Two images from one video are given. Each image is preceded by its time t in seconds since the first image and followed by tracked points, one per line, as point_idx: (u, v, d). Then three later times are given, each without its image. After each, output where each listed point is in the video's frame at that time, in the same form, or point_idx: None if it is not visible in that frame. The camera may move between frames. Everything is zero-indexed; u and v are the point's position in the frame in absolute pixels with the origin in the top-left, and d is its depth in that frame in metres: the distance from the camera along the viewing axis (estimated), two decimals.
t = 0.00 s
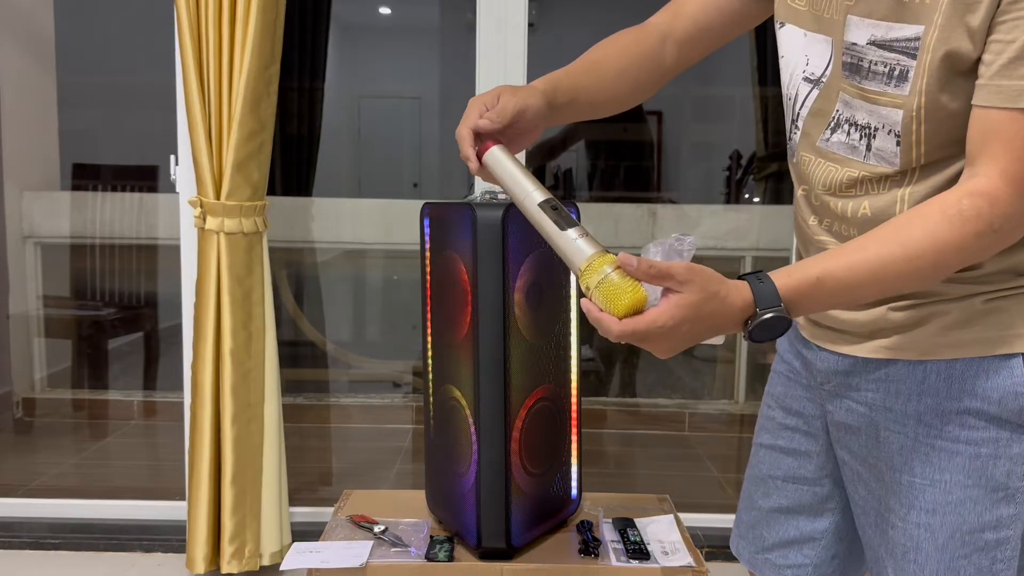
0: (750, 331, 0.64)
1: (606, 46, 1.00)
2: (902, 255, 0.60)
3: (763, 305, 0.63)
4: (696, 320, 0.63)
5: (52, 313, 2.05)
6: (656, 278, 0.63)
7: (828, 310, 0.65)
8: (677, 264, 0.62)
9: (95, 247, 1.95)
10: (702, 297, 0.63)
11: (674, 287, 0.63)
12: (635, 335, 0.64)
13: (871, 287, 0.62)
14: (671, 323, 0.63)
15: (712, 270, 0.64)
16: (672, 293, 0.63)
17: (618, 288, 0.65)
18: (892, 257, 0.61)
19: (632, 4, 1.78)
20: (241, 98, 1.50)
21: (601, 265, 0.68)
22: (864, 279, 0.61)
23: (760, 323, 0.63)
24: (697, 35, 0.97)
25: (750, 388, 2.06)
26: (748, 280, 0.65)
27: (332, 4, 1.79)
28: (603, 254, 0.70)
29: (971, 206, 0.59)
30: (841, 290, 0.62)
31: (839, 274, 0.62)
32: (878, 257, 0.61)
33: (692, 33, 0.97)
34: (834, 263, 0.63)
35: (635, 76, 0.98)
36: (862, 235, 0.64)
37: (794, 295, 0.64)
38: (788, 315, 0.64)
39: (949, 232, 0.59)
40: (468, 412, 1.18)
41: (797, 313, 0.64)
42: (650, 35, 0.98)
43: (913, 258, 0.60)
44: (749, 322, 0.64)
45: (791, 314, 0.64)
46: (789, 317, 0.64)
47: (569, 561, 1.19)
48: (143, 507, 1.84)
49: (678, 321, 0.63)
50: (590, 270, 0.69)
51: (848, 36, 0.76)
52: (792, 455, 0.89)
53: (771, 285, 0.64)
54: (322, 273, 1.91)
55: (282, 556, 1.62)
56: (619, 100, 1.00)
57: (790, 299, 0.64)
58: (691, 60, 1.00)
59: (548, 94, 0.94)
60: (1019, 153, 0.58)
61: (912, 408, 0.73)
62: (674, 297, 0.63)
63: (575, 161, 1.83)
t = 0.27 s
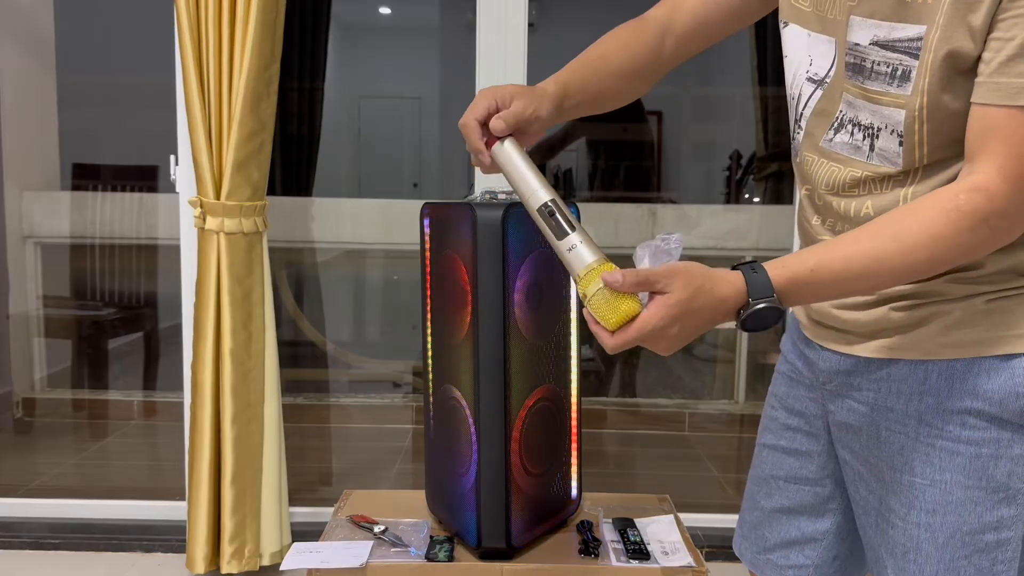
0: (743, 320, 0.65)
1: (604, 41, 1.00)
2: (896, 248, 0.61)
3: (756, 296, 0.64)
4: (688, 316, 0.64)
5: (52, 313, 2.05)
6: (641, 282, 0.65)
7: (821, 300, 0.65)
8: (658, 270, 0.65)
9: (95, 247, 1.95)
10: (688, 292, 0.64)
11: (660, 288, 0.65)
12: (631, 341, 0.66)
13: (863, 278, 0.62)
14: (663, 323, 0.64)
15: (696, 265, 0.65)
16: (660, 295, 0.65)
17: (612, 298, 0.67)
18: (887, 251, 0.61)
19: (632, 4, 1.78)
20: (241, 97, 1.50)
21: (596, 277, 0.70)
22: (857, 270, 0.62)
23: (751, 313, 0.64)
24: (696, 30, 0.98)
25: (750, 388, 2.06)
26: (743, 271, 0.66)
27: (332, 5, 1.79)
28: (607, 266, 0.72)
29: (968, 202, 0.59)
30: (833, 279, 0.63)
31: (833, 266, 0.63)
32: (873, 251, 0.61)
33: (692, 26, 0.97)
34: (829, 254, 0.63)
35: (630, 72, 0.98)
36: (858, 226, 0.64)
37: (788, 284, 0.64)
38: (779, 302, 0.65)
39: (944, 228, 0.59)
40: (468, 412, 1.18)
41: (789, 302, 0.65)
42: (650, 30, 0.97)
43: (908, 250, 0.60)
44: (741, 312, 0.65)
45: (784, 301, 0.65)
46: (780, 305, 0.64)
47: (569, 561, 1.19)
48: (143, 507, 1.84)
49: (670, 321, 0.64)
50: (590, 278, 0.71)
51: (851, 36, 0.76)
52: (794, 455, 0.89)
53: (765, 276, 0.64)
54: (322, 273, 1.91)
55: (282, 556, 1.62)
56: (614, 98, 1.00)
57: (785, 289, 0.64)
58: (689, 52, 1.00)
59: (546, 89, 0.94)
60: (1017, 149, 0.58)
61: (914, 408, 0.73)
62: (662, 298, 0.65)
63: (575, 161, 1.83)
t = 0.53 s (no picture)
0: (753, 322, 0.64)
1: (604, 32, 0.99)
2: (905, 249, 0.60)
3: (765, 298, 0.63)
4: (702, 322, 0.65)
5: (52, 313, 2.05)
6: (655, 289, 0.65)
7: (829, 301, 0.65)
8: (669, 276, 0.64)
9: (95, 247, 1.95)
10: (702, 298, 0.64)
11: (673, 295, 0.65)
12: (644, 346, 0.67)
13: (870, 279, 0.62)
14: (677, 330, 0.65)
15: (706, 269, 0.65)
16: (673, 301, 0.65)
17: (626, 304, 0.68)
18: (894, 251, 0.61)
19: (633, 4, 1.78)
20: (241, 97, 1.50)
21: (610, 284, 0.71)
22: (864, 270, 0.61)
23: (759, 316, 0.63)
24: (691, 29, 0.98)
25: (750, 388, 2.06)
26: (752, 272, 0.65)
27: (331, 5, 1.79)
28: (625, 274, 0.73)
29: (975, 202, 0.59)
30: (841, 281, 0.62)
31: (841, 266, 0.62)
32: (879, 251, 0.61)
33: (691, 22, 0.97)
34: (837, 254, 0.63)
35: (629, 58, 0.97)
36: (865, 228, 0.64)
37: (797, 282, 0.64)
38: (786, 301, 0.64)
39: (949, 228, 0.59)
40: (468, 412, 1.18)
41: (797, 303, 0.65)
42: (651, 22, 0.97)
43: (916, 252, 0.60)
44: (751, 314, 0.65)
45: (793, 303, 0.64)
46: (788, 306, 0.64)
47: (569, 561, 1.19)
48: (143, 507, 1.84)
49: (683, 328, 0.65)
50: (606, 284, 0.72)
51: (854, 36, 0.76)
52: (795, 455, 0.89)
53: (774, 278, 0.64)
54: (322, 273, 1.91)
55: (282, 556, 1.62)
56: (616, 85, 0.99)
57: (793, 292, 0.64)
58: (687, 48, 1.00)
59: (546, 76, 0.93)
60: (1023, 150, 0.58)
61: (914, 408, 0.73)
62: (675, 305, 0.65)
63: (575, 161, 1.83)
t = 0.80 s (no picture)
0: (754, 320, 0.64)
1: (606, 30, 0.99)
2: (906, 247, 0.60)
3: (767, 297, 0.63)
4: (702, 318, 0.65)
5: (52, 313, 2.05)
6: (655, 285, 0.65)
7: (832, 300, 0.65)
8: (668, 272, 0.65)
9: (95, 247, 1.95)
10: (702, 295, 0.64)
11: (673, 292, 0.65)
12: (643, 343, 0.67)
13: (873, 277, 0.62)
14: (676, 327, 0.65)
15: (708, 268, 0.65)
16: (673, 298, 0.65)
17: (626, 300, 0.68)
18: (896, 249, 0.61)
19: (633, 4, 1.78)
20: (241, 97, 1.50)
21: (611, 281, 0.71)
22: (867, 268, 0.61)
23: (762, 314, 0.63)
24: (691, 29, 0.98)
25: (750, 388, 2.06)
26: (753, 272, 0.65)
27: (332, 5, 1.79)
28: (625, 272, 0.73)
29: (977, 198, 0.59)
30: (844, 279, 0.62)
31: (842, 264, 0.62)
32: (882, 249, 0.61)
33: (691, 21, 0.97)
34: (840, 253, 0.63)
35: (634, 58, 0.97)
36: (868, 226, 0.64)
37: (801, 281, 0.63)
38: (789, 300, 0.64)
39: (951, 225, 0.59)
40: (468, 412, 1.18)
41: (800, 302, 0.65)
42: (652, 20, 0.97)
43: (918, 250, 0.60)
44: (751, 312, 0.65)
45: (794, 302, 0.64)
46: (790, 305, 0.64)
47: (569, 561, 1.19)
48: (143, 507, 1.84)
49: (683, 325, 0.65)
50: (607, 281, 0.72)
51: (858, 36, 0.76)
52: (796, 455, 0.89)
53: (776, 277, 0.64)
54: (322, 273, 1.91)
55: (282, 556, 1.62)
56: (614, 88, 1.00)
57: (795, 291, 0.64)
58: (687, 47, 1.00)
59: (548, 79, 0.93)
60: None
61: (917, 407, 0.73)
62: (675, 302, 0.65)
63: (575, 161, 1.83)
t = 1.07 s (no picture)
0: (753, 323, 0.64)
1: (614, 34, 0.99)
2: (904, 249, 0.60)
3: (766, 300, 0.63)
4: (701, 321, 0.64)
5: (52, 313, 2.05)
6: (655, 289, 0.64)
7: (829, 302, 0.64)
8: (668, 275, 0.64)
9: (95, 247, 1.95)
10: (702, 299, 0.64)
11: (672, 296, 0.64)
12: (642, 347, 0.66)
13: (870, 278, 0.62)
14: (676, 331, 0.65)
15: (706, 271, 0.65)
16: (673, 301, 0.65)
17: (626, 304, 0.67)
18: (893, 251, 0.61)
19: (633, 4, 1.78)
20: (241, 97, 1.50)
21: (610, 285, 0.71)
22: (865, 270, 0.61)
23: (761, 317, 0.63)
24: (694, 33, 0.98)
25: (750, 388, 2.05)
26: (751, 275, 0.65)
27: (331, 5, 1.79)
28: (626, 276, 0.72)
29: (974, 200, 0.59)
30: (842, 282, 0.62)
31: (841, 267, 0.62)
32: (880, 251, 0.61)
33: (695, 24, 0.97)
34: (837, 254, 0.63)
35: (639, 61, 0.97)
36: (866, 229, 0.64)
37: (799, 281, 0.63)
38: (786, 301, 0.64)
39: (949, 226, 0.59)
40: (468, 411, 1.18)
41: (797, 304, 0.65)
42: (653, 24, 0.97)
43: (916, 251, 0.60)
44: (750, 315, 0.65)
45: (793, 305, 0.64)
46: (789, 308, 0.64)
47: (569, 560, 1.19)
48: (143, 507, 1.84)
49: (682, 329, 0.64)
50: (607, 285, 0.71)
51: (857, 37, 0.76)
52: (797, 455, 0.89)
53: (774, 280, 0.64)
54: (322, 273, 1.91)
55: (282, 556, 1.62)
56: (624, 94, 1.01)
57: (794, 293, 0.64)
58: (689, 52, 1.00)
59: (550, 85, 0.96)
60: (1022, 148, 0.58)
61: (916, 407, 0.73)
62: (675, 306, 0.65)
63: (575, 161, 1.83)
